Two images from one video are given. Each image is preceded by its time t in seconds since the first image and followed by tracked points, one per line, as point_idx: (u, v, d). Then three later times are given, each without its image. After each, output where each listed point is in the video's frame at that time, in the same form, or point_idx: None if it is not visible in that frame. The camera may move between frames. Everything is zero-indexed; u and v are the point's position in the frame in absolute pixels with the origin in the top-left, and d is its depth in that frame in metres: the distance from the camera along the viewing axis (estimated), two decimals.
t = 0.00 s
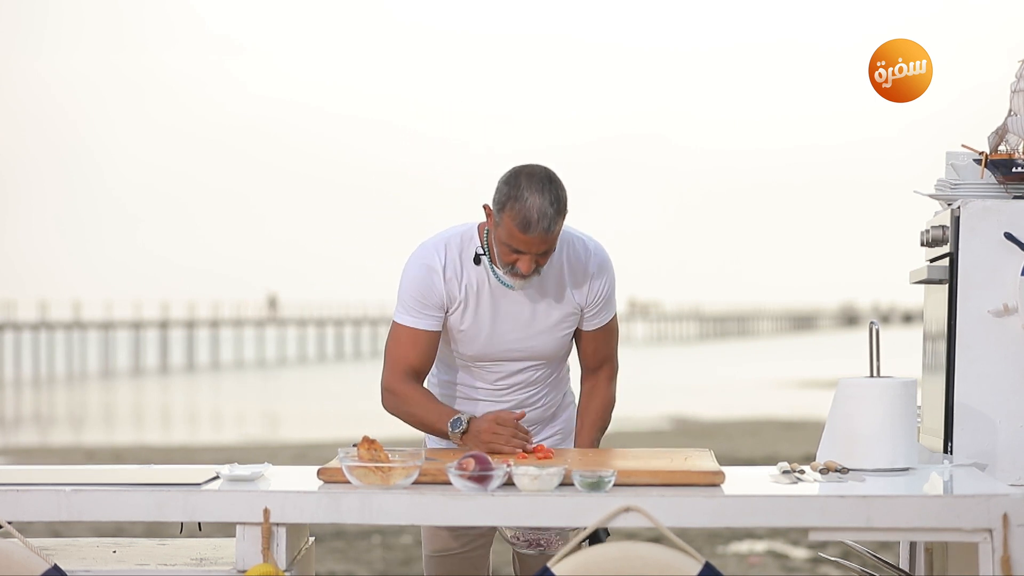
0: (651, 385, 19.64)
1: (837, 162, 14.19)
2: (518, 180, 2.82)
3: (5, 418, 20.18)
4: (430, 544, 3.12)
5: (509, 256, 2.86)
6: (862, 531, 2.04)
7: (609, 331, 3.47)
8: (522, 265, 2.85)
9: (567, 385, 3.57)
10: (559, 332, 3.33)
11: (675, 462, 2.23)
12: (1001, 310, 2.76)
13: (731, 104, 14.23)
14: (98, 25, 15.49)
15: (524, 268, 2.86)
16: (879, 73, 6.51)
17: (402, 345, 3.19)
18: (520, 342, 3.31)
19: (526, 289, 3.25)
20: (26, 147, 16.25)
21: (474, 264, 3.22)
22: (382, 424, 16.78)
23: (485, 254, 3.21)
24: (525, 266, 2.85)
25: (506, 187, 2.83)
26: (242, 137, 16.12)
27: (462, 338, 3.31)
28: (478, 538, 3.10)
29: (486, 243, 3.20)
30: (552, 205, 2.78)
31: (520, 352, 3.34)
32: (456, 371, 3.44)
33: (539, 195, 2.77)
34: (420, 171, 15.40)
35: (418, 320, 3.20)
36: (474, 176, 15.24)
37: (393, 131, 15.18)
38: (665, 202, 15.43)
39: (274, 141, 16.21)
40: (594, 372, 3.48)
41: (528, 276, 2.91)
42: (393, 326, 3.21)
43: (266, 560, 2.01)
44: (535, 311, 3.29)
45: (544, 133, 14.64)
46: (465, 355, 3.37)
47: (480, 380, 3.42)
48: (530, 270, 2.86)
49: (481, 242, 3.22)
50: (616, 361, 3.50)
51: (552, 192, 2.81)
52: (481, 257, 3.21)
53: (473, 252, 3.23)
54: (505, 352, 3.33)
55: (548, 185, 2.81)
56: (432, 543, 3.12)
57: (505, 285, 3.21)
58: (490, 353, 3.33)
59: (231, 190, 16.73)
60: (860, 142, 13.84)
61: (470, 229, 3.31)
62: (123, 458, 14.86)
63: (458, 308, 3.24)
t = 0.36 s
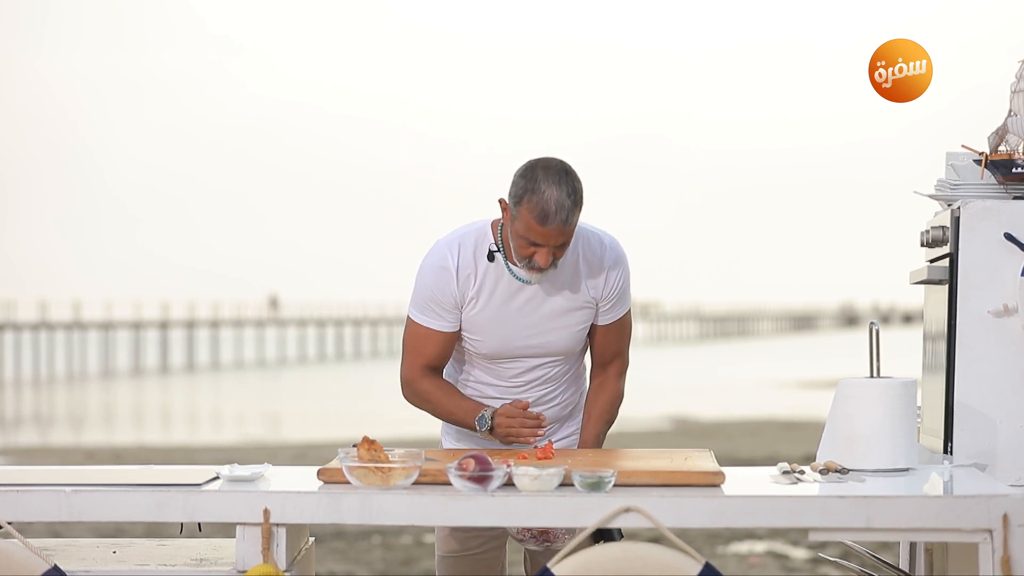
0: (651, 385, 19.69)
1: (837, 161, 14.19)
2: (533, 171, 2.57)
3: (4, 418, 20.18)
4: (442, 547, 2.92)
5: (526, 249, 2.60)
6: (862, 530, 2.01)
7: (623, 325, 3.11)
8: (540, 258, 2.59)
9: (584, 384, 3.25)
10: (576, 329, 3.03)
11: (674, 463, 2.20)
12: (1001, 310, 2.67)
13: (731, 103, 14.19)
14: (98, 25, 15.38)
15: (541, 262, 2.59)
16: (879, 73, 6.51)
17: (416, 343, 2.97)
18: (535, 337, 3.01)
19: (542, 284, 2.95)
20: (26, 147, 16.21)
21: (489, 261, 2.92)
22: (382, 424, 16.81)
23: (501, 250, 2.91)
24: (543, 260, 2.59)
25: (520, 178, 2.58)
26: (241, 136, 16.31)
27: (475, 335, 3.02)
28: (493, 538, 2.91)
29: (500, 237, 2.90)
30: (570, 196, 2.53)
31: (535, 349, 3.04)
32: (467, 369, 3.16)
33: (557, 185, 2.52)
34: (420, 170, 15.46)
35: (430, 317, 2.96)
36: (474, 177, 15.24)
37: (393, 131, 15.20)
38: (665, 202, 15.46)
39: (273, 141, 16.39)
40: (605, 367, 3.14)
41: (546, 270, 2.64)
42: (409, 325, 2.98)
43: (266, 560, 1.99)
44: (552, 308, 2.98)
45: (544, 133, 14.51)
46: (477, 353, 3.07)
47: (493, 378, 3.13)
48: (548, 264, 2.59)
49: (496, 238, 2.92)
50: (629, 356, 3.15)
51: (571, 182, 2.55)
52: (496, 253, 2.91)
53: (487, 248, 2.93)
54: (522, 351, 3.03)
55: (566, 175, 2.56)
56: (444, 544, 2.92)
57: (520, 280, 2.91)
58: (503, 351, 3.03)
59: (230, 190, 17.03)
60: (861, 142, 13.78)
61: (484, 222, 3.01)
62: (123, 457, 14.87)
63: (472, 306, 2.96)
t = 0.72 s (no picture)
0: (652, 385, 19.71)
1: (837, 161, 14.18)
2: (547, 165, 2.55)
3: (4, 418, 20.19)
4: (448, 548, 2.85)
5: (536, 243, 2.58)
6: (862, 531, 1.95)
7: (630, 326, 3.08)
8: (549, 253, 2.57)
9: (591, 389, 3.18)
10: (588, 330, 2.97)
11: (673, 462, 2.18)
12: (1001, 310, 2.57)
13: (733, 104, 14.23)
14: (98, 25, 15.38)
15: (551, 257, 2.57)
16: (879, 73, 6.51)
17: (431, 348, 2.80)
18: (546, 338, 2.94)
19: (554, 285, 2.89)
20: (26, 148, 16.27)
21: (501, 266, 2.86)
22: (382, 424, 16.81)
23: (512, 254, 2.86)
24: (552, 254, 2.56)
25: (534, 172, 2.56)
26: (241, 136, 16.30)
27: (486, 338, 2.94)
28: (501, 540, 2.84)
29: (511, 240, 2.84)
30: (582, 189, 2.51)
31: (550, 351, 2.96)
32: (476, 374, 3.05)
33: (570, 178, 2.50)
34: (420, 170, 15.51)
35: (445, 320, 2.81)
36: (474, 176, 15.24)
37: (393, 131, 15.21)
38: (666, 202, 15.48)
39: (273, 141, 16.36)
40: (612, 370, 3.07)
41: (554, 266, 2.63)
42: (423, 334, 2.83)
43: (266, 560, 1.97)
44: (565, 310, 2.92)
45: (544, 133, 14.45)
46: (488, 356, 2.99)
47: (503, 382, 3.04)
48: (556, 259, 2.57)
49: (506, 242, 2.86)
50: (635, 357, 3.10)
51: (584, 176, 2.54)
52: (508, 257, 2.86)
53: (498, 254, 2.88)
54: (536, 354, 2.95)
55: (579, 170, 2.55)
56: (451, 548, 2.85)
57: (533, 282, 2.86)
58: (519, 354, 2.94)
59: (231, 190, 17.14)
60: (862, 142, 13.77)
61: (492, 228, 2.96)
62: (123, 457, 14.88)
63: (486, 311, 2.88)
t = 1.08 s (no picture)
0: (652, 386, 19.70)
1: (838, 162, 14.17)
2: (562, 169, 2.35)
3: (4, 419, 20.20)
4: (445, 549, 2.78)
5: (550, 249, 2.39)
6: (861, 532, 1.95)
7: (634, 328, 2.88)
8: (564, 258, 2.37)
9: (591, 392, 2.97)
10: (594, 335, 2.76)
11: (673, 461, 2.18)
12: (1001, 311, 2.56)
13: (731, 103, 14.19)
14: (97, 26, 15.38)
15: (566, 263, 2.37)
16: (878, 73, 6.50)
17: (431, 344, 2.60)
18: (552, 340, 2.72)
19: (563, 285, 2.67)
20: (23, 145, 16.17)
21: (510, 264, 2.63)
22: (382, 425, 16.81)
23: (522, 253, 2.63)
24: (567, 260, 2.37)
25: (548, 176, 2.36)
26: (239, 137, 16.46)
27: (490, 338, 2.71)
28: (499, 540, 2.78)
29: (522, 240, 2.62)
30: (598, 195, 2.31)
31: (554, 354, 2.74)
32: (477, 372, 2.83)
33: (587, 183, 2.31)
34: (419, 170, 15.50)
35: (447, 318, 2.60)
36: (474, 177, 15.26)
37: (393, 132, 15.21)
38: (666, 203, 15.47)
39: (269, 141, 16.39)
40: (614, 373, 2.88)
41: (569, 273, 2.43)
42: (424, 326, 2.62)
43: (266, 561, 1.97)
44: (572, 313, 2.70)
45: (543, 132, 14.30)
46: (490, 356, 2.76)
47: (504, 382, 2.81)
48: (571, 265, 2.37)
49: (517, 240, 2.64)
50: (638, 360, 2.91)
51: (600, 182, 2.34)
52: (518, 256, 2.63)
53: (509, 252, 2.65)
54: (540, 355, 2.73)
55: (597, 175, 2.35)
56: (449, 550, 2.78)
57: (542, 283, 2.63)
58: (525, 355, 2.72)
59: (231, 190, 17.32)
60: (861, 143, 13.76)
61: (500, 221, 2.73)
62: (123, 458, 14.90)
63: (492, 309, 2.66)
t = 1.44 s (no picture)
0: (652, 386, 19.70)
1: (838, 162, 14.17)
2: (557, 167, 2.35)
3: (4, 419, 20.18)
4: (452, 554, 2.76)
5: (546, 247, 2.38)
6: (861, 532, 1.95)
7: (639, 321, 2.89)
8: (560, 256, 2.36)
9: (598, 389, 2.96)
10: (597, 332, 2.75)
11: (673, 461, 2.18)
12: (1000, 310, 2.56)
13: (731, 103, 14.21)
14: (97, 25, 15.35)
15: (562, 261, 2.37)
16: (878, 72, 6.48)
17: (431, 347, 2.66)
18: (555, 337, 2.71)
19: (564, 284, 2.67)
20: (23, 145, 16.18)
21: (509, 267, 2.63)
22: (382, 425, 16.81)
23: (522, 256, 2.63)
24: (563, 258, 2.36)
25: (543, 175, 2.36)
26: (239, 136, 16.46)
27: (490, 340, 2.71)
28: (505, 541, 2.76)
29: (522, 243, 2.61)
30: (593, 193, 2.31)
31: (557, 353, 2.73)
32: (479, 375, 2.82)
33: (581, 181, 2.30)
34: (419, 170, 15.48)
35: (447, 323, 2.64)
36: (474, 177, 15.26)
37: (393, 131, 15.21)
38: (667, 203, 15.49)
39: (269, 141, 16.43)
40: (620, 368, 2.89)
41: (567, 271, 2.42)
42: (423, 330, 2.66)
43: (266, 561, 1.97)
44: (574, 311, 2.70)
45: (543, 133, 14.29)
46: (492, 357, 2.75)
47: (504, 383, 2.80)
48: (568, 262, 2.37)
49: (516, 243, 2.63)
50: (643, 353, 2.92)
51: (596, 179, 2.34)
52: (517, 259, 2.62)
53: (509, 254, 2.64)
54: (542, 355, 2.73)
55: (592, 172, 2.34)
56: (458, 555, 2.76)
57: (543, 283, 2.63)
58: (526, 355, 2.72)
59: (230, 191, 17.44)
60: (861, 143, 13.80)
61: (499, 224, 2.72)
62: (123, 457, 14.89)
63: (492, 312, 2.66)
